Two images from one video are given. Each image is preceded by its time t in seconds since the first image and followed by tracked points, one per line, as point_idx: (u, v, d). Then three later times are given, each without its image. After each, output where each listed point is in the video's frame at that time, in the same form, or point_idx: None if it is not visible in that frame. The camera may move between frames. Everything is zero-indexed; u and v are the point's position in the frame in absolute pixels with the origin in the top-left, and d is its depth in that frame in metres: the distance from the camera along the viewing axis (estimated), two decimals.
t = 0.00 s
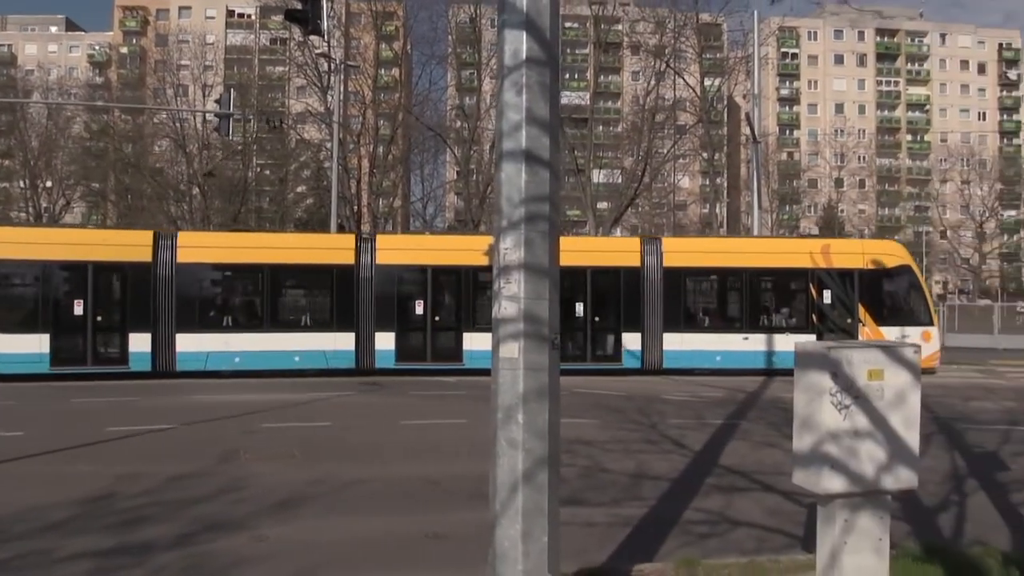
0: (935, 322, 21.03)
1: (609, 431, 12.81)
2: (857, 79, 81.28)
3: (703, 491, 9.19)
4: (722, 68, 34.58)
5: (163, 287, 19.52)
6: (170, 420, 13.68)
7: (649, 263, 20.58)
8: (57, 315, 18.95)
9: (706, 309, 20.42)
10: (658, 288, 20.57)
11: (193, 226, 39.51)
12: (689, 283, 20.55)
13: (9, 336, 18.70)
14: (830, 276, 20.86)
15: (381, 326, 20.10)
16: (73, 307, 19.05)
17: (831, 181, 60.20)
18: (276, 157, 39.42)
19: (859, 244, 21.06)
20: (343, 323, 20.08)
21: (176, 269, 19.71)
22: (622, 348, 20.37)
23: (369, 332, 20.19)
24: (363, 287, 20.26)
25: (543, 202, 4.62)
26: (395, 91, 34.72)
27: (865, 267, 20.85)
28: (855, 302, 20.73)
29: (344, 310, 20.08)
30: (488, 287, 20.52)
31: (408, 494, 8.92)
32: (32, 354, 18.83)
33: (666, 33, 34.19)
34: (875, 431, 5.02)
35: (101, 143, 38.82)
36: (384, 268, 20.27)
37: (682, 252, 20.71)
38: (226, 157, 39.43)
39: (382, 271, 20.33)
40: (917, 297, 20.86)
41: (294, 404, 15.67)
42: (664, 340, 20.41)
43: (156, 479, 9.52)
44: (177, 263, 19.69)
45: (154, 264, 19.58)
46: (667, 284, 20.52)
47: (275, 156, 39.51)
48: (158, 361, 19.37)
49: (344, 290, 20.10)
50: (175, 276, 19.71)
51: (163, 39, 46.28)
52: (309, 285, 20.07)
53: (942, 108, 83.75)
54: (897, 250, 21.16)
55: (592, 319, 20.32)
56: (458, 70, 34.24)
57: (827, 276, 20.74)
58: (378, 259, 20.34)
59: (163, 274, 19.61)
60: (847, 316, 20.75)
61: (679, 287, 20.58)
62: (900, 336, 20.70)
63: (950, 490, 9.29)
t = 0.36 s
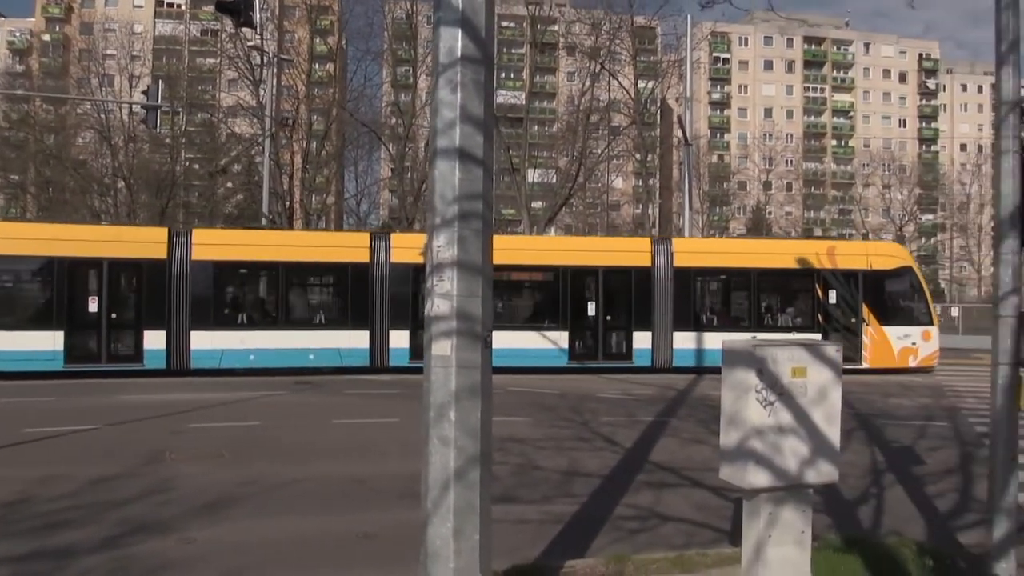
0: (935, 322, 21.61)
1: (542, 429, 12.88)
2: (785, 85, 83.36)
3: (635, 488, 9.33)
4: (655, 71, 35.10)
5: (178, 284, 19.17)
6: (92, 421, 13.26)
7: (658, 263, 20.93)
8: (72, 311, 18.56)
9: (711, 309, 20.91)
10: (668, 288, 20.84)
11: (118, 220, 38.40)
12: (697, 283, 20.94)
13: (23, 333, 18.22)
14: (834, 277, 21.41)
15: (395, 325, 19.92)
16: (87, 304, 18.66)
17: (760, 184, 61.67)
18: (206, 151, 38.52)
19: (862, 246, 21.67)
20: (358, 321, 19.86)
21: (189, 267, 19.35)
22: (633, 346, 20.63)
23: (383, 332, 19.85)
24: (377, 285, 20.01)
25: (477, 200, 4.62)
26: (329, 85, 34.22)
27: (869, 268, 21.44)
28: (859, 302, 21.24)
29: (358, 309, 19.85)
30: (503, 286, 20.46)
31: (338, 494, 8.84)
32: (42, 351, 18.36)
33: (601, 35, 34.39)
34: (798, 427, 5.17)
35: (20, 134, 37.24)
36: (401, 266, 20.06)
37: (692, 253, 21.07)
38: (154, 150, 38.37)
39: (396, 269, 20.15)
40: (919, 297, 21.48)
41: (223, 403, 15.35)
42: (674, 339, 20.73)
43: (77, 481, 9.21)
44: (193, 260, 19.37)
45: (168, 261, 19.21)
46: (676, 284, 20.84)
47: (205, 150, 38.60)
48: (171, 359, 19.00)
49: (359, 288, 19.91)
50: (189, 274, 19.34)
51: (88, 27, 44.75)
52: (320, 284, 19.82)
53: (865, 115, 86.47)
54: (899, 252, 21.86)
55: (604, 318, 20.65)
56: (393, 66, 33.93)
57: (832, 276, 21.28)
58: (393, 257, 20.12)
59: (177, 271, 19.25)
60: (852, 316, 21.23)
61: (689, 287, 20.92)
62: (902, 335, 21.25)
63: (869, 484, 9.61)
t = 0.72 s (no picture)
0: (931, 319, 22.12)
1: (475, 426, 12.88)
2: (715, 87, 84.95)
3: (568, 483, 9.40)
4: (589, 70, 35.41)
5: (196, 282, 18.93)
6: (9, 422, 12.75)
7: (668, 263, 21.16)
8: (88, 309, 18.16)
9: (719, 308, 21.27)
10: (675, 286, 21.17)
11: (37, 213, 36.97)
12: (704, 282, 21.31)
13: (39, 331, 17.82)
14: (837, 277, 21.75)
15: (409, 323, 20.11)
16: (103, 302, 18.28)
17: (691, 184, 62.74)
18: (131, 143, 37.38)
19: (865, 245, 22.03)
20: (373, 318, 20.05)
21: (205, 264, 19.18)
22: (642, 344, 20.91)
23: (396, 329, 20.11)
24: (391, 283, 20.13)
25: (409, 196, 4.60)
26: (260, 78, 33.50)
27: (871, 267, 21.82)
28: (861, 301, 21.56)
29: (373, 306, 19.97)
30: (515, 284, 20.64)
31: (269, 494, 8.70)
32: (55, 349, 17.93)
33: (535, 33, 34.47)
34: (726, 421, 5.28)
35: None
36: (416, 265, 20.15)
37: (699, 252, 21.35)
38: (76, 142, 37.01)
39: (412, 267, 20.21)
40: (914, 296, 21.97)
41: (148, 403, 14.93)
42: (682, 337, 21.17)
43: None
44: (210, 259, 19.17)
45: (184, 258, 18.98)
46: (684, 283, 21.19)
47: (130, 143, 37.45)
48: (187, 358, 18.79)
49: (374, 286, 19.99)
50: (205, 271, 19.15)
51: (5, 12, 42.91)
52: (333, 282, 19.86)
53: (792, 118, 88.74)
54: (899, 251, 22.29)
55: (616, 316, 20.96)
56: (325, 59, 33.38)
57: (835, 276, 21.58)
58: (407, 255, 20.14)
59: (192, 268, 19.03)
60: (854, 314, 21.53)
61: (696, 286, 21.28)
62: (902, 332, 21.66)
63: (794, 475, 9.89)
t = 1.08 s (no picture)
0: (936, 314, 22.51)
1: (417, 422, 12.85)
2: (654, 85, 86.05)
3: (509, 478, 9.45)
4: (531, 67, 35.64)
5: (220, 279, 19.40)
6: None
7: (682, 260, 21.82)
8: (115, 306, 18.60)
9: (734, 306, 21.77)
10: (689, 283, 21.80)
11: None
12: (717, 279, 21.90)
13: (68, 328, 18.23)
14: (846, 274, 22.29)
15: (431, 318, 20.67)
16: (130, 299, 18.72)
17: (631, 181, 63.46)
18: (60, 134, 36.23)
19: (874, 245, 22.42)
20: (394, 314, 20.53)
21: (231, 260, 19.68)
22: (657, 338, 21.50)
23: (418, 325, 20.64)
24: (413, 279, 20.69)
25: (347, 191, 4.55)
26: (195, 69, 32.74)
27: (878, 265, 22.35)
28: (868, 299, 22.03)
29: (395, 302, 20.51)
30: (535, 282, 21.21)
31: (205, 494, 8.54)
32: (83, 346, 18.29)
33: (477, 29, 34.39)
34: (664, 415, 5.35)
35: None
36: (434, 261, 20.76)
37: (712, 250, 22.03)
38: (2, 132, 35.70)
39: (431, 264, 20.81)
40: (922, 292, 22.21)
41: (78, 402, 14.52)
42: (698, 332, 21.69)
43: None
44: (234, 255, 19.65)
45: (210, 256, 19.45)
46: (698, 280, 21.82)
47: (59, 133, 36.31)
48: (214, 354, 19.32)
49: (396, 284, 20.48)
50: (231, 268, 19.65)
51: None
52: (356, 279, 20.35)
53: (729, 117, 90.45)
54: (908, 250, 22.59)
55: (631, 312, 21.65)
56: (263, 50, 32.70)
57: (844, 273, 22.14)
58: (427, 253, 20.82)
59: (219, 265, 19.53)
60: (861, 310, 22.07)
61: (710, 284, 21.86)
62: (907, 328, 22.14)
63: (730, 468, 10.08)
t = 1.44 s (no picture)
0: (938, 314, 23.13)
1: (356, 418, 12.75)
2: (599, 84, 86.58)
3: (448, 474, 9.46)
4: (476, 62, 35.57)
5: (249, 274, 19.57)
6: None
7: (696, 259, 22.27)
8: (144, 300, 18.83)
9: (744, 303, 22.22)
10: (702, 281, 22.21)
11: None
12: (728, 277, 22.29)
13: (97, 321, 18.51)
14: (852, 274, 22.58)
15: (452, 314, 20.94)
16: (159, 293, 18.97)
17: (574, 179, 63.82)
18: None
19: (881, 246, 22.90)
20: (415, 310, 20.76)
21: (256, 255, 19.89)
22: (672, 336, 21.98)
23: (439, 321, 20.95)
24: (434, 276, 20.96)
25: (285, 183, 4.49)
26: (133, 57, 31.80)
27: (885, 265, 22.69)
28: (874, 297, 22.38)
29: (416, 298, 20.76)
30: (553, 279, 21.62)
31: (137, 491, 8.35)
32: (115, 339, 18.64)
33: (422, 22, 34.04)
34: (601, 411, 5.41)
35: None
36: (456, 258, 21.03)
37: (724, 249, 22.49)
38: None
39: (453, 261, 21.07)
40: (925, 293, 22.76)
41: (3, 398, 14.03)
42: (708, 329, 22.13)
43: None
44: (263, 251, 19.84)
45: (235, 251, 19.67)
46: (709, 279, 22.21)
47: None
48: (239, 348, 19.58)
49: (418, 281, 20.78)
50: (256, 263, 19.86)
51: None
52: (377, 276, 20.64)
53: (672, 116, 91.59)
54: (912, 251, 23.17)
55: (646, 310, 22.03)
56: (204, 39, 31.84)
57: (852, 272, 22.42)
58: (450, 250, 21.07)
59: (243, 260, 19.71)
60: (868, 308, 22.40)
61: (720, 279, 22.27)
62: (911, 326, 22.75)
63: (667, 462, 10.23)
